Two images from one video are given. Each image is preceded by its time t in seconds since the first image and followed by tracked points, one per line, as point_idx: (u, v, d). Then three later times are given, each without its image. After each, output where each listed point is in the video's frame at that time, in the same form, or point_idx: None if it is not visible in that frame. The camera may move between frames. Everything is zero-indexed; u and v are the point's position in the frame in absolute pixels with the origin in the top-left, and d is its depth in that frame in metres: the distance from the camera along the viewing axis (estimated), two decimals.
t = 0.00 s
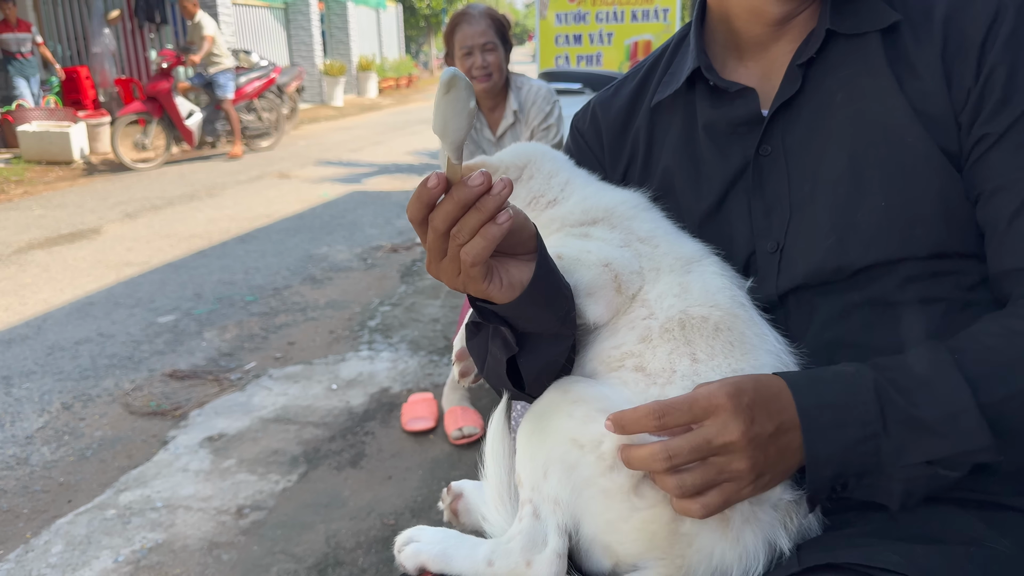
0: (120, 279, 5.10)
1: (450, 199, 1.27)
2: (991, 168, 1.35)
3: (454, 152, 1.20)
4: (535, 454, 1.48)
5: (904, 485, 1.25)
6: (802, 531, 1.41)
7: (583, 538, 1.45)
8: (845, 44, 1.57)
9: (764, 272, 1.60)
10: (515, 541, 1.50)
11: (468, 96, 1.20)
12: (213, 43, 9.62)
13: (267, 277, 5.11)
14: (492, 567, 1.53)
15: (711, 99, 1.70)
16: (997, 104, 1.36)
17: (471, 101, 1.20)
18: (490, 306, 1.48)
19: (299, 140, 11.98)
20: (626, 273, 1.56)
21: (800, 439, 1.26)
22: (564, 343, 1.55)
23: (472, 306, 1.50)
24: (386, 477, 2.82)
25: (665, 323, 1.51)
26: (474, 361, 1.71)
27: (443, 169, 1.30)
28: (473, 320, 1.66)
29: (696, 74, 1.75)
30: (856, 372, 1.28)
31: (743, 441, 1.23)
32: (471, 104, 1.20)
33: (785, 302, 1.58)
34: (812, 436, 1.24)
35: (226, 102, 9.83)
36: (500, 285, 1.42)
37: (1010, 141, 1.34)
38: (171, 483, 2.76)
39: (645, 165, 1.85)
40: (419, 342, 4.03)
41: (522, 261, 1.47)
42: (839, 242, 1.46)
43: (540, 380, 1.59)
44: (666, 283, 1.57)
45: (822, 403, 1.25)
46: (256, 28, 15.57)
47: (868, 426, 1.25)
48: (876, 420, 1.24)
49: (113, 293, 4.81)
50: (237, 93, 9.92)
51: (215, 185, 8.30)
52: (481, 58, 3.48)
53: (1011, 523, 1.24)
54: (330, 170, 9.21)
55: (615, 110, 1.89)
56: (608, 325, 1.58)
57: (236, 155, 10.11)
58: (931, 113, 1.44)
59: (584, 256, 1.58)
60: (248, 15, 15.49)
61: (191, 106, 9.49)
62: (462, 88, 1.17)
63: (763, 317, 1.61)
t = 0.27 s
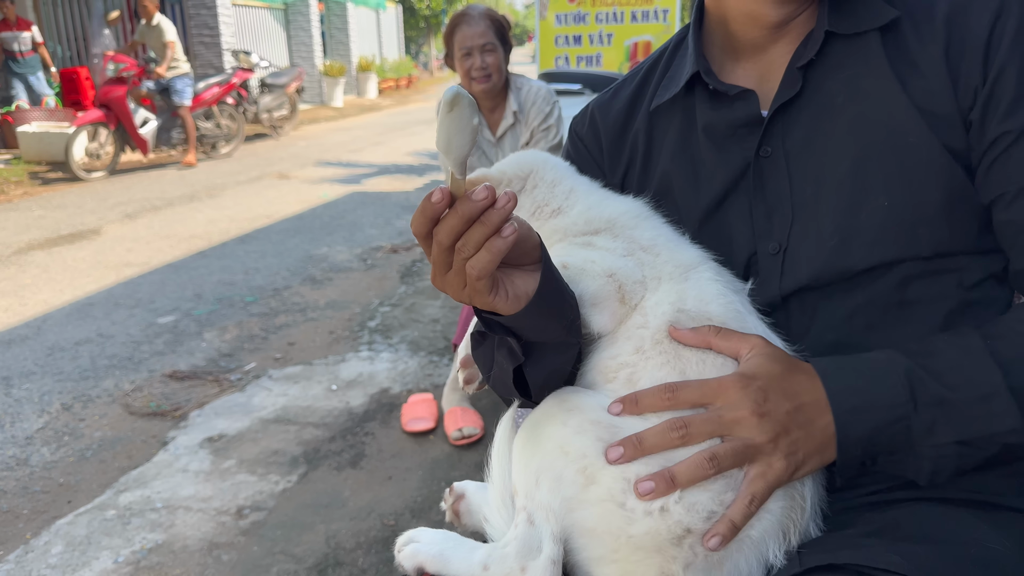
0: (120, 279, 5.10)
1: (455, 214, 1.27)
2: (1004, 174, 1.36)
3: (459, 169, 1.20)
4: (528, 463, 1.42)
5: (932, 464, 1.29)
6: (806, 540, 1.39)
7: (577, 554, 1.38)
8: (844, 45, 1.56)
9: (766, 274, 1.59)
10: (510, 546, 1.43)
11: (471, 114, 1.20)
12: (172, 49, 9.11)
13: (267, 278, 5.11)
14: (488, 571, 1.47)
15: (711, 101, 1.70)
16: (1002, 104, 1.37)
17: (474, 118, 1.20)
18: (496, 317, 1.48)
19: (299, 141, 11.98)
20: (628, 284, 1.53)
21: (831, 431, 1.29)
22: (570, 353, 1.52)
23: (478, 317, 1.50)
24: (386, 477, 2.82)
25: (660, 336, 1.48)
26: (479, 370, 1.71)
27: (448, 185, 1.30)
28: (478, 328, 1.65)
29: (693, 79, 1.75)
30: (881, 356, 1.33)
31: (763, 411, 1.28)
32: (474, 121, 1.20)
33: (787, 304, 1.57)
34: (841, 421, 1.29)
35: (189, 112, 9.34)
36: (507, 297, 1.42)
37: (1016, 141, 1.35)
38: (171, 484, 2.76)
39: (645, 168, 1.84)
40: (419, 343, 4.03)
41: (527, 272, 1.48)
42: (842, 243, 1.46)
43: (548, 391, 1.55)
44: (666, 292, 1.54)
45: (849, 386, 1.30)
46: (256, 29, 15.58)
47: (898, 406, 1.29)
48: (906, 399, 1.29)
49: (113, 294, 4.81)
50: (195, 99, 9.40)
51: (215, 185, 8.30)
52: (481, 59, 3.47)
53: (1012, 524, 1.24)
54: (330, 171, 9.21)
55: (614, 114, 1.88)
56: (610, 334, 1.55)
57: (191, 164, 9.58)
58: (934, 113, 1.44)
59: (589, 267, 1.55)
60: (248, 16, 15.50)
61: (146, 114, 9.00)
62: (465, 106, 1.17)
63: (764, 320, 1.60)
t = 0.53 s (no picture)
0: (119, 280, 5.10)
1: (454, 201, 1.28)
2: (999, 172, 1.35)
3: (457, 155, 1.20)
4: (523, 467, 1.42)
5: (918, 491, 1.27)
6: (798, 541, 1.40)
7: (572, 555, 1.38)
8: (848, 44, 1.57)
9: (767, 275, 1.59)
10: (507, 549, 1.39)
11: (470, 98, 1.21)
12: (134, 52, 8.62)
13: (267, 279, 5.11)
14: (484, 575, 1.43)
15: (714, 100, 1.71)
16: (1001, 104, 1.36)
17: (473, 103, 1.21)
18: (494, 308, 1.48)
19: (299, 142, 11.97)
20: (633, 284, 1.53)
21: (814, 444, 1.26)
22: (570, 346, 1.54)
23: (477, 308, 1.50)
24: (386, 478, 2.82)
25: (662, 338, 1.48)
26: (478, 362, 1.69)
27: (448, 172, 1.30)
28: (477, 320, 1.62)
29: (697, 78, 1.75)
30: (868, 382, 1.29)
31: (742, 461, 1.25)
32: (472, 106, 1.20)
33: (789, 306, 1.57)
34: (826, 445, 1.26)
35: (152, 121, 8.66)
36: (505, 287, 1.42)
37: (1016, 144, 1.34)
38: (171, 485, 2.76)
39: (647, 169, 1.84)
40: (419, 344, 4.03)
41: (527, 264, 1.47)
42: (842, 243, 1.46)
43: (548, 382, 1.57)
44: (670, 295, 1.54)
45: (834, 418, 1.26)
46: (255, 30, 15.59)
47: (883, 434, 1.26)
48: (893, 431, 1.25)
49: (113, 295, 4.81)
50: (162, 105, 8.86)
51: (215, 186, 8.30)
52: (468, 63, 3.48)
53: (1009, 526, 1.24)
54: (330, 172, 9.22)
55: (617, 113, 1.88)
56: (612, 335, 1.55)
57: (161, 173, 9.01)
58: (935, 115, 1.45)
59: (594, 263, 1.56)
60: (248, 17, 15.51)
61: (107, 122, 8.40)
62: (465, 89, 1.17)
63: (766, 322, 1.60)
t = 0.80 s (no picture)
0: (119, 282, 5.10)
1: (456, 206, 1.28)
2: (999, 171, 1.36)
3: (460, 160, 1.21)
4: (524, 470, 1.42)
5: (917, 483, 1.27)
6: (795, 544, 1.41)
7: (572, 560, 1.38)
8: (848, 45, 1.57)
9: (766, 275, 1.60)
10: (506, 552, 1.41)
11: (473, 105, 1.21)
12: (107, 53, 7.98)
13: (267, 280, 5.11)
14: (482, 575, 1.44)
15: (714, 101, 1.71)
16: (1000, 104, 1.36)
17: (477, 110, 1.21)
18: (496, 311, 1.48)
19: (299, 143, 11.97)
20: (633, 288, 1.52)
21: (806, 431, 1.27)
22: (570, 351, 1.54)
23: (479, 311, 1.50)
24: (386, 479, 2.82)
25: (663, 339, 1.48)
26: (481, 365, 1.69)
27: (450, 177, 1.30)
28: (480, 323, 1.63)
29: (697, 80, 1.75)
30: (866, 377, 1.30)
31: (733, 433, 1.26)
32: (476, 113, 1.21)
33: (789, 306, 1.57)
34: (826, 442, 1.27)
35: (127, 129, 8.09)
36: (507, 291, 1.42)
37: (1016, 144, 1.34)
38: (171, 486, 2.76)
39: (647, 169, 1.84)
40: (419, 345, 4.03)
41: (528, 267, 1.49)
42: (842, 243, 1.46)
43: (550, 385, 1.57)
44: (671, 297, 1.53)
45: (831, 409, 1.28)
46: (255, 32, 15.60)
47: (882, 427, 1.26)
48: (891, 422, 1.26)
49: (113, 296, 4.81)
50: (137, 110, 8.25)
51: (214, 188, 8.30)
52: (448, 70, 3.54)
53: (1009, 527, 1.24)
54: (330, 173, 9.21)
55: (617, 114, 1.88)
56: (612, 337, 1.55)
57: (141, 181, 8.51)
58: (934, 115, 1.45)
59: (595, 266, 1.56)
60: (248, 18, 15.51)
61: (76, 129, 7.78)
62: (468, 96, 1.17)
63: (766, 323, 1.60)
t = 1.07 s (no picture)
0: (119, 283, 5.10)
1: (460, 207, 1.28)
2: (994, 173, 1.36)
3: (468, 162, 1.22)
4: (523, 465, 1.43)
5: (915, 463, 1.28)
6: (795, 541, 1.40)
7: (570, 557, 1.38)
8: (842, 48, 1.58)
9: (764, 277, 1.60)
10: (503, 547, 1.41)
11: (482, 107, 1.23)
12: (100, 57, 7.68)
13: (266, 281, 5.12)
14: (479, 571, 1.44)
15: (711, 104, 1.71)
16: (994, 106, 1.37)
17: (486, 112, 1.23)
18: (498, 313, 1.48)
19: (299, 144, 11.98)
20: (636, 291, 1.55)
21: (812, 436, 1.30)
22: (572, 352, 1.53)
23: (479, 313, 1.50)
24: (385, 480, 2.82)
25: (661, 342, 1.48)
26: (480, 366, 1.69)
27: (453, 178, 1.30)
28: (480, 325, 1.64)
29: (693, 82, 1.76)
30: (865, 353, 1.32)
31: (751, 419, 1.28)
32: (485, 115, 1.22)
33: (786, 308, 1.57)
34: (823, 421, 1.29)
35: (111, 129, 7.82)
36: (510, 292, 1.42)
37: (1010, 146, 1.35)
38: (170, 487, 2.76)
39: (644, 171, 1.84)
40: (418, 346, 4.04)
41: (531, 269, 1.49)
42: (838, 245, 1.47)
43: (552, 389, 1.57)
44: (669, 300, 1.53)
45: (829, 375, 1.30)
46: (255, 33, 15.61)
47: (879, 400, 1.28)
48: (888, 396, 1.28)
49: (113, 297, 4.82)
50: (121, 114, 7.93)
51: (214, 189, 8.31)
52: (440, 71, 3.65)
53: (1006, 527, 1.24)
54: (330, 174, 9.22)
55: (614, 116, 1.88)
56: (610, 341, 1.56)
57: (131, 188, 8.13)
58: (928, 117, 1.45)
59: (597, 268, 1.58)
60: (248, 20, 15.52)
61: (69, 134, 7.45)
62: (477, 98, 1.19)
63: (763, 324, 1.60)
